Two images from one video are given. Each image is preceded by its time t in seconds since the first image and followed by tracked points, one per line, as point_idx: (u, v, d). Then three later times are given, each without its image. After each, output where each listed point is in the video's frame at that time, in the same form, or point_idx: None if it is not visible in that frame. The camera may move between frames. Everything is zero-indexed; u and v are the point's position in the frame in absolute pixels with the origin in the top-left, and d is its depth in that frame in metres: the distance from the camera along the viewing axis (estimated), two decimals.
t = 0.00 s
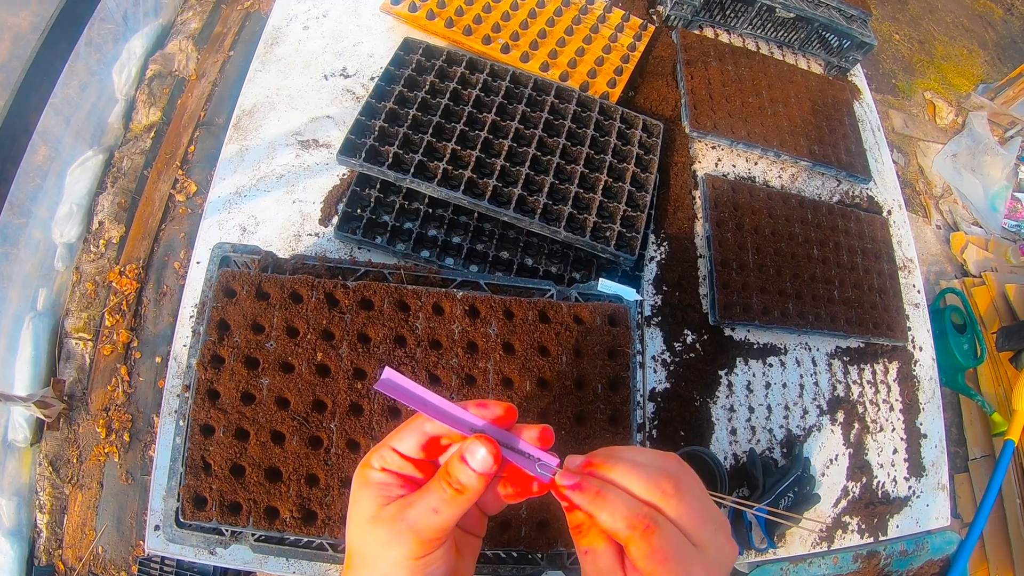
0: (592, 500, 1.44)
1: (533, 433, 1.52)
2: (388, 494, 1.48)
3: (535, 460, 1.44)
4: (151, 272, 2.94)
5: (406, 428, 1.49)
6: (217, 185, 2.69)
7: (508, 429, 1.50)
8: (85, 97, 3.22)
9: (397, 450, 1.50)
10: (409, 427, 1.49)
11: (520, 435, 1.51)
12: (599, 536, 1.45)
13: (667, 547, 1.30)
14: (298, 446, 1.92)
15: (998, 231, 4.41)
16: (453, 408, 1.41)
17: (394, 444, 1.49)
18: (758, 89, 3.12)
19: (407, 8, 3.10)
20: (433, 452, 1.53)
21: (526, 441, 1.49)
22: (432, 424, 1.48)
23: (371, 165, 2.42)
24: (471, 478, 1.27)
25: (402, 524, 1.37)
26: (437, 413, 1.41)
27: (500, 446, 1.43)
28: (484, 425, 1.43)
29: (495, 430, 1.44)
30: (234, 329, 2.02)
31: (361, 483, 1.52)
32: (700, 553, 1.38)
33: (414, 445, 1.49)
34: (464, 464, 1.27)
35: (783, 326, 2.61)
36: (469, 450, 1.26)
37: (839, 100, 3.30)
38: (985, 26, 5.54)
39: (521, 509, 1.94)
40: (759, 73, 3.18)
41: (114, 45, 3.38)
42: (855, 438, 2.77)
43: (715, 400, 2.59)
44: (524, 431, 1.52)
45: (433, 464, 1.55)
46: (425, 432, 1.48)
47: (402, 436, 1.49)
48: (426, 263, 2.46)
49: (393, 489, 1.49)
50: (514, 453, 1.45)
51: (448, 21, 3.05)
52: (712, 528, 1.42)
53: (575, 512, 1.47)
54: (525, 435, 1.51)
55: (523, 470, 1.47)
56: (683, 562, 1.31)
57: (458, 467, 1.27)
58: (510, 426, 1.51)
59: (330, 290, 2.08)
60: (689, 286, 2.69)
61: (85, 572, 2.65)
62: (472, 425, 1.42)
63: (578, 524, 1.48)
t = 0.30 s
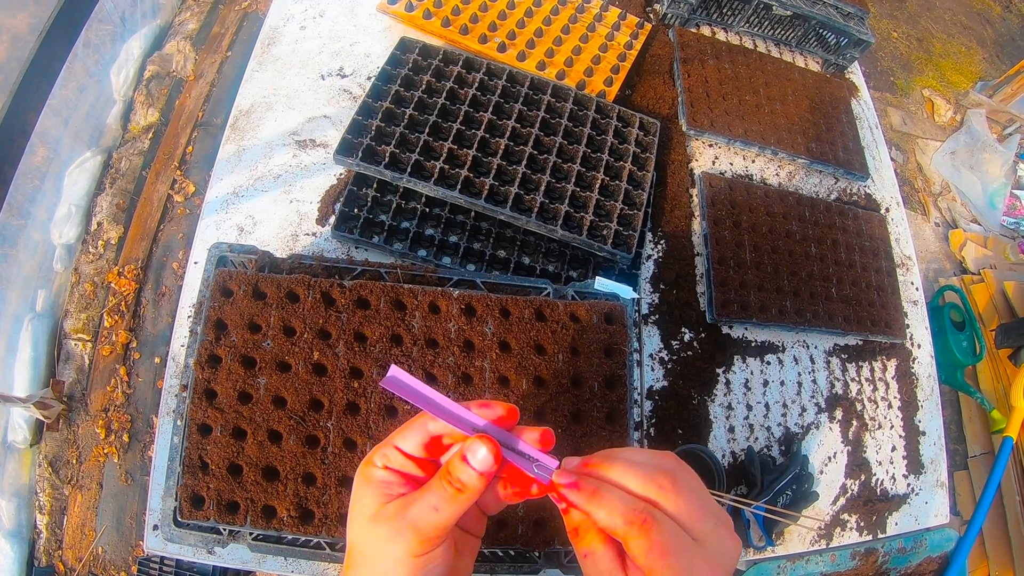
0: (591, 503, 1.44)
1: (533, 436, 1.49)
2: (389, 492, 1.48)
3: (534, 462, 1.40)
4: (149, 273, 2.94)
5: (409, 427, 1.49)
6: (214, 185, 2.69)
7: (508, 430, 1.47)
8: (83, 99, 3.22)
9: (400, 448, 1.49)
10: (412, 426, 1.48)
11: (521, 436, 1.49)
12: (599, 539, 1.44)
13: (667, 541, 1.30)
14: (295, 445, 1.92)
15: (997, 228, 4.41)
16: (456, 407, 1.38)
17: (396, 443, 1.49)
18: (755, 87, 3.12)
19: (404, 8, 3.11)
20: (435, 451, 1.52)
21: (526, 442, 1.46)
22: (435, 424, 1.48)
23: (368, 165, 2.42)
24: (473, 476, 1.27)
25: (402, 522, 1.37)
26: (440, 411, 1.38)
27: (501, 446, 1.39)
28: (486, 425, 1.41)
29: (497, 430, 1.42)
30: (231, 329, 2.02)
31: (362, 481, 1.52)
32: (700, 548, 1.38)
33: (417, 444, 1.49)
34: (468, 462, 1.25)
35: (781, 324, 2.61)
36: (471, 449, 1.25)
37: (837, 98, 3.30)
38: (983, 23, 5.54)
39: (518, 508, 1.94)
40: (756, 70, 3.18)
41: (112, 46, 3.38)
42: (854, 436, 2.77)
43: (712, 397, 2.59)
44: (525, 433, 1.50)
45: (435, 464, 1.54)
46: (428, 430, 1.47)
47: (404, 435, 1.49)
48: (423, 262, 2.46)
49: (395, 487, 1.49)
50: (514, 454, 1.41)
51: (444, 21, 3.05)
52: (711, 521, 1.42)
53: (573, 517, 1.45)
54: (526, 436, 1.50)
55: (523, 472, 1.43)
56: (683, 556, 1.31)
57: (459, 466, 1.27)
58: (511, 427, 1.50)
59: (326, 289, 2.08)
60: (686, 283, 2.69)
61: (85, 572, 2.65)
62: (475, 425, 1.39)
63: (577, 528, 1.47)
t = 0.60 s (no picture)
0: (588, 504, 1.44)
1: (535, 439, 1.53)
2: (392, 493, 1.47)
3: (533, 465, 1.44)
4: (147, 274, 2.94)
5: (413, 429, 1.48)
6: (209, 185, 2.69)
7: (512, 433, 1.49)
8: (80, 101, 3.21)
9: (402, 449, 1.48)
10: (415, 428, 1.48)
11: (523, 441, 1.51)
12: (597, 542, 1.42)
13: (663, 537, 1.27)
14: (291, 444, 1.92)
15: (995, 224, 4.41)
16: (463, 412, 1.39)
17: (400, 444, 1.48)
18: (751, 84, 3.12)
19: (399, 7, 3.11)
20: (438, 453, 1.51)
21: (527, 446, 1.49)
22: (438, 426, 1.48)
23: (363, 163, 2.42)
24: (474, 480, 1.27)
25: (405, 523, 1.36)
26: (445, 415, 1.39)
27: (503, 450, 1.42)
28: (489, 429, 1.42)
29: (499, 434, 1.43)
30: (226, 329, 2.01)
31: (364, 481, 1.51)
32: (699, 546, 1.35)
33: (420, 446, 1.48)
34: (470, 468, 1.26)
35: (778, 320, 2.61)
36: (474, 453, 1.25)
37: (833, 94, 3.29)
38: (980, 19, 5.53)
39: (515, 506, 1.94)
40: (752, 67, 3.18)
41: (108, 48, 3.37)
42: (852, 432, 2.77)
43: (709, 394, 2.59)
44: (526, 438, 1.53)
45: (437, 465, 1.53)
46: (431, 432, 1.47)
47: (407, 436, 1.48)
48: (418, 261, 2.46)
49: (397, 488, 1.48)
50: (516, 458, 1.44)
51: (439, 19, 3.05)
52: (709, 519, 1.40)
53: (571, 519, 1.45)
54: (526, 441, 1.53)
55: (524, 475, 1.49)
56: (681, 552, 1.28)
57: (462, 469, 1.26)
58: (512, 432, 1.49)
59: (321, 288, 2.08)
60: (682, 281, 2.69)
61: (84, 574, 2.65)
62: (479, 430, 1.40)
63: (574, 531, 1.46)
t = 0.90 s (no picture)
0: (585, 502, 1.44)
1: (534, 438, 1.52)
2: (392, 488, 1.47)
3: (531, 461, 1.42)
4: (145, 276, 2.94)
5: (414, 426, 1.49)
6: (206, 186, 2.69)
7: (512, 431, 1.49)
8: (77, 103, 3.20)
9: (404, 445, 1.49)
10: (417, 424, 1.48)
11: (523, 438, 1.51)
12: (596, 541, 1.41)
13: (663, 524, 1.28)
14: (289, 443, 1.92)
15: (992, 220, 4.41)
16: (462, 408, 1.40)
17: (402, 440, 1.49)
18: (747, 81, 3.12)
19: (394, 7, 3.11)
20: (439, 450, 1.52)
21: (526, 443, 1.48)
22: (441, 423, 1.48)
23: (359, 163, 2.42)
24: (473, 475, 1.27)
25: (405, 517, 1.36)
26: (445, 411, 1.40)
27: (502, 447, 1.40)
28: (490, 426, 1.42)
29: (500, 431, 1.43)
30: (224, 328, 2.02)
31: (365, 476, 1.51)
32: (698, 534, 1.34)
33: (422, 442, 1.49)
34: (469, 462, 1.26)
35: (775, 316, 2.61)
36: (474, 449, 1.25)
37: (829, 91, 3.30)
38: (976, 15, 5.53)
39: (513, 503, 1.94)
40: (748, 64, 3.18)
41: (105, 50, 3.37)
42: (850, 428, 2.77)
43: (707, 391, 2.59)
44: (526, 436, 1.53)
45: (439, 462, 1.54)
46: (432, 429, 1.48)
47: (410, 433, 1.49)
48: (416, 259, 2.47)
49: (398, 484, 1.48)
50: (515, 455, 1.42)
51: (435, 19, 3.05)
52: (706, 508, 1.40)
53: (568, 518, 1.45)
54: (526, 439, 1.52)
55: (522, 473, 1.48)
56: (681, 539, 1.28)
57: (461, 464, 1.27)
58: (513, 430, 1.49)
59: (318, 287, 2.08)
60: (680, 278, 2.69)
61: None
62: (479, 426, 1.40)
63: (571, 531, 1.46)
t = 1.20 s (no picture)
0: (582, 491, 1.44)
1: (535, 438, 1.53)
2: (394, 484, 1.48)
3: (530, 462, 1.43)
4: (144, 279, 2.94)
5: (418, 421, 1.50)
6: (205, 189, 2.69)
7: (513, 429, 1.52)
8: (74, 107, 3.20)
9: (407, 439, 1.50)
10: (422, 419, 1.50)
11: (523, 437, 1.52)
12: (598, 554, 1.39)
13: (675, 518, 1.30)
14: (290, 444, 1.93)
15: (989, 216, 4.42)
16: (468, 405, 1.40)
17: (405, 435, 1.49)
18: (743, 80, 3.13)
19: (390, 8, 3.11)
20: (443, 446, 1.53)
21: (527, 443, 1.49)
22: (445, 420, 1.49)
23: (357, 164, 2.43)
24: (473, 474, 1.27)
25: (404, 513, 1.37)
26: (449, 406, 1.41)
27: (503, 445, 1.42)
28: (491, 424, 1.42)
29: (501, 430, 1.43)
30: (224, 330, 2.02)
31: (366, 470, 1.52)
32: (709, 527, 1.36)
33: (425, 437, 1.50)
34: (469, 461, 1.27)
35: (772, 314, 2.62)
36: (475, 447, 1.26)
37: (825, 89, 3.30)
38: (972, 12, 5.55)
39: (513, 502, 1.94)
40: (744, 63, 3.19)
41: (102, 53, 3.36)
42: (849, 424, 2.78)
43: (706, 389, 2.60)
44: (528, 436, 1.53)
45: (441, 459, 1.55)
46: (436, 423, 1.49)
47: (414, 428, 1.50)
48: (414, 260, 2.47)
49: (400, 479, 1.49)
50: (515, 454, 1.44)
51: (431, 20, 3.06)
52: (715, 502, 1.42)
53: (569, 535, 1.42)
54: (528, 439, 1.53)
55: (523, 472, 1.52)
56: (693, 533, 1.31)
57: (461, 462, 1.27)
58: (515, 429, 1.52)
59: (317, 289, 2.09)
60: (678, 276, 2.70)
61: None
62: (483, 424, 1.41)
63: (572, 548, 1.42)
